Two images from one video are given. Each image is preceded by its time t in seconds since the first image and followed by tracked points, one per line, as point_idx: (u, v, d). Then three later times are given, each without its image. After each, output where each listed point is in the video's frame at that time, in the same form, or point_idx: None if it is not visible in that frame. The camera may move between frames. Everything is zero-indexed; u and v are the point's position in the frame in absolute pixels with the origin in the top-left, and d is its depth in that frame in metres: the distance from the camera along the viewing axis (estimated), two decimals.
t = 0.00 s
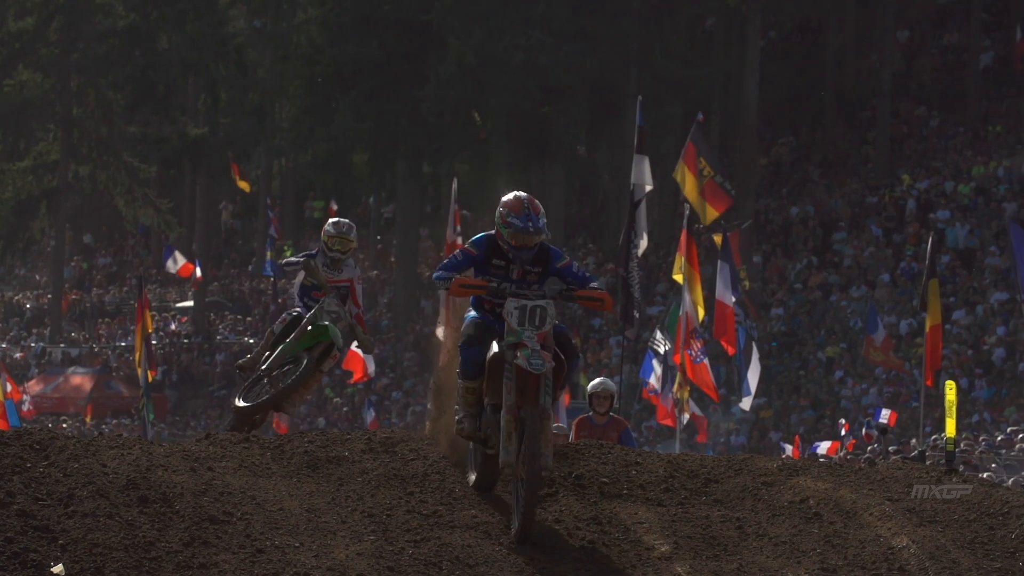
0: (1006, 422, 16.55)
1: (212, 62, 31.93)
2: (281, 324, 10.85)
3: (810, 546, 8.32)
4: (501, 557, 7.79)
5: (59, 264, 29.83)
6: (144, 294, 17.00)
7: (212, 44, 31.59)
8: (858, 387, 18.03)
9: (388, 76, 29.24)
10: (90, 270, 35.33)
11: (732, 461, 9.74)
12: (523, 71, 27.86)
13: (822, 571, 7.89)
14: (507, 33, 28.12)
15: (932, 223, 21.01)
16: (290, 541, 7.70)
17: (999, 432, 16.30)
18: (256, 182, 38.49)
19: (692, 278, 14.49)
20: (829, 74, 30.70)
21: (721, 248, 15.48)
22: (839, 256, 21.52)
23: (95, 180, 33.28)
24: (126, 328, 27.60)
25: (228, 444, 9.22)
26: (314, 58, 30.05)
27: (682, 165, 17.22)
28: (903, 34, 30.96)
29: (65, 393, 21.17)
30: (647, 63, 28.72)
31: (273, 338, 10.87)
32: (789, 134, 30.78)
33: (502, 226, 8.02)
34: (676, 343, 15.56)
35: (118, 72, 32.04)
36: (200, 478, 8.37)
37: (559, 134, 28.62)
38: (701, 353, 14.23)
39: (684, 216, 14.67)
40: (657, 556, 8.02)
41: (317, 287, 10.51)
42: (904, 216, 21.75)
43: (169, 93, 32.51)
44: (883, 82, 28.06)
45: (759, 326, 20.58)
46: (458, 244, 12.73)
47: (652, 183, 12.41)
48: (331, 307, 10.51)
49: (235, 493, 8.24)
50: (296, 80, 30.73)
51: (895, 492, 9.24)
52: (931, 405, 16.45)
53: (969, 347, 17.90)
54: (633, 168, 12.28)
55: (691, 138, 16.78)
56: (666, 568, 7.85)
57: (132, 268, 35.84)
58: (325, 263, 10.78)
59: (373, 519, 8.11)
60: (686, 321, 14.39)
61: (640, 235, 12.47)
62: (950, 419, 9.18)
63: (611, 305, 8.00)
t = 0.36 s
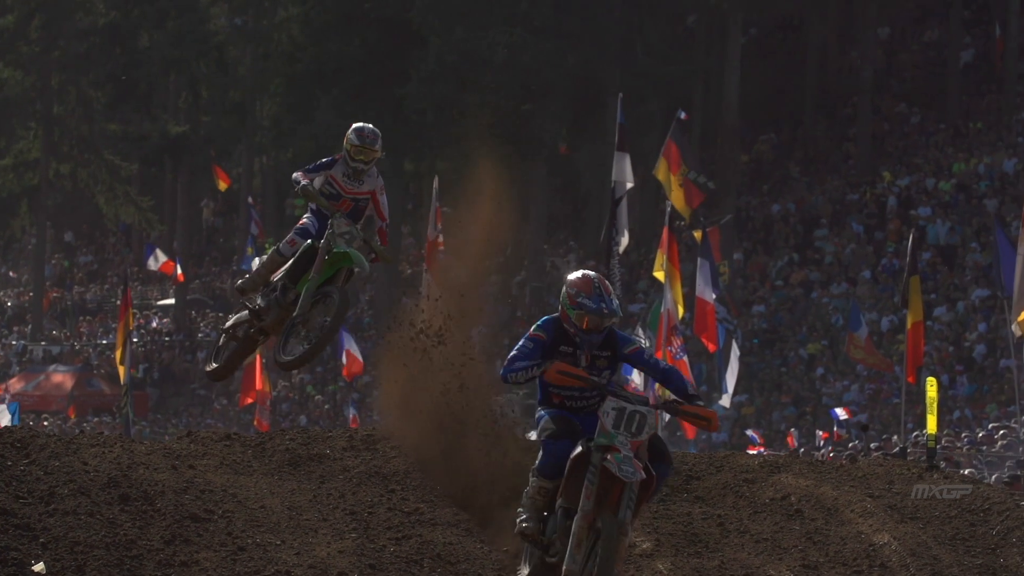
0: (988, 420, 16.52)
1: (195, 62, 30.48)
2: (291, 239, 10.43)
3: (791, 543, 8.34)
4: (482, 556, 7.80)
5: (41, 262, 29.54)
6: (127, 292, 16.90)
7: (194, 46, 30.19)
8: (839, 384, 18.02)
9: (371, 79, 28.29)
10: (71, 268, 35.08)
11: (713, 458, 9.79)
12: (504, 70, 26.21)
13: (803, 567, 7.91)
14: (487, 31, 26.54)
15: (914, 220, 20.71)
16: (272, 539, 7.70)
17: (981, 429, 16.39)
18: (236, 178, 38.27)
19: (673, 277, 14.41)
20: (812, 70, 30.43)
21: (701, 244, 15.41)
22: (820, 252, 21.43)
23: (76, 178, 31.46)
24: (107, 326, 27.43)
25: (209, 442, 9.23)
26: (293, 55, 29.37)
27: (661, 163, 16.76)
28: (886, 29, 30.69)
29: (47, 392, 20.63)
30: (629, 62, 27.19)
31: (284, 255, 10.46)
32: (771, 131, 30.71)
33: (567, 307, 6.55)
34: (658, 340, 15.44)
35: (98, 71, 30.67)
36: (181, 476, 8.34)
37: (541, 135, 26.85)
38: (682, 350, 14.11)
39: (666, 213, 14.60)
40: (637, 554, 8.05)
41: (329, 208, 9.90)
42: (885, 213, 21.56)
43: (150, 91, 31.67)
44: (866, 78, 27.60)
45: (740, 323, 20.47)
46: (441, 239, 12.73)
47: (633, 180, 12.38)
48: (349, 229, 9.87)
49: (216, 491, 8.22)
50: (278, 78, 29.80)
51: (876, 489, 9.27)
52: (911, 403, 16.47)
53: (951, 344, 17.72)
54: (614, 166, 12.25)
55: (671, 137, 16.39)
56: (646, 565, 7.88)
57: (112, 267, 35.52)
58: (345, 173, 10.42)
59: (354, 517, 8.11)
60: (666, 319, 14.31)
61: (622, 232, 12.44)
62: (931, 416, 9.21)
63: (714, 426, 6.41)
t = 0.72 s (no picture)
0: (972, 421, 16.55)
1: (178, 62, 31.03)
2: (302, 201, 10.05)
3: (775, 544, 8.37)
4: (467, 557, 7.81)
5: (26, 262, 29.34)
6: (114, 292, 16.87)
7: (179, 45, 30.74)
8: (824, 384, 18.04)
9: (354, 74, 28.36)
10: (56, 269, 34.88)
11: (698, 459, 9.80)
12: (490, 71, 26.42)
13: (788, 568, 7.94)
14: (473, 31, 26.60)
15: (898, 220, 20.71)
16: (256, 540, 7.69)
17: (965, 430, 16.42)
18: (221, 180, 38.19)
19: (658, 277, 14.41)
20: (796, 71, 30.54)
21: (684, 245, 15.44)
22: (805, 254, 21.46)
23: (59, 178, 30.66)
24: (92, 328, 27.30)
25: (194, 443, 9.21)
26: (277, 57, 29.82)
27: (644, 163, 16.74)
28: (870, 31, 30.85)
29: (31, 392, 20.55)
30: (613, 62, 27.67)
31: (294, 218, 10.10)
32: (756, 132, 30.80)
33: (665, 390, 5.91)
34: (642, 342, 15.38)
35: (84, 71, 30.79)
36: (165, 477, 8.30)
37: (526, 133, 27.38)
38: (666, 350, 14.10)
39: (651, 213, 14.61)
40: (624, 554, 8.06)
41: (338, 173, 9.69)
42: (870, 214, 21.67)
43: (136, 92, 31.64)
44: (850, 81, 27.96)
45: (724, 325, 20.47)
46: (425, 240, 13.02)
47: (618, 181, 12.40)
48: (362, 190, 9.69)
49: (201, 492, 8.19)
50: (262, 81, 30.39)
51: (860, 490, 9.30)
52: (895, 404, 16.52)
53: (936, 345, 17.73)
54: (599, 167, 12.30)
55: (655, 136, 16.34)
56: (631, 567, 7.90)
57: (97, 267, 35.31)
58: (357, 131, 10.01)
59: (339, 518, 8.10)
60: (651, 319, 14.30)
61: (607, 234, 12.46)
62: (915, 417, 9.27)
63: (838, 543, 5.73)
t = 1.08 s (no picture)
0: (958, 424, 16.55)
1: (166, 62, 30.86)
2: (310, 196, 9.82)
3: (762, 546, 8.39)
4: (453, 558, 7.81)
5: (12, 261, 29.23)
6: (104, 293, 16.82)
7: (167, 45, 30.60)
8: (811, 386, 18.05)
9: (343, 74, 28.32)
10: (44, 269, 34.78)
11: (686, 460, 9.81)
12: (477, 73, 26.53)
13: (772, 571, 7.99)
14: (462, 32, 26.74)
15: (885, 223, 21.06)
16: (243, 540, 7.68)
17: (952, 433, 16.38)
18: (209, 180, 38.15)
19: (645, 278, 14.41)
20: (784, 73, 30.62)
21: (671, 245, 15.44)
22: (792, 256, 21.51)
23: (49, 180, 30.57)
24: (78, 327, 27.21)
25: (180, 443, 9.21)
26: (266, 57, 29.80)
27: (632, 161, 16.77)
28: (858, 32, 30.91)
29: (18, 392, 20.48)
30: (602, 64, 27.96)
31: (304, 214, 9.90)
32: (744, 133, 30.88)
33: (804, 497, 5.05)
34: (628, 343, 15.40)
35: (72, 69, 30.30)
36: (152, 476, 8.28)
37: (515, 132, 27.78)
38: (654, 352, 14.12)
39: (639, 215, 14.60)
40: (610, 556, 8.07)
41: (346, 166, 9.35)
42: (857, 216, 21.81)
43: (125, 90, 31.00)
44: (838, 82, 27.86)
45: (711, 326, 20.46)
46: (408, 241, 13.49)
47: (605, 183, 12.47)
48: (370, 182, 9.35)
49: (188, 492, 8.17)
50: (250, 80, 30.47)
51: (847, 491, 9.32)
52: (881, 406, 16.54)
53: (923, 347, 17.75)
54: (587, 168, 12.30)
55: (643, 137, 16.35)
56: (618, 568, 7.90)
57: (86, 266, 35.25)
58: (365, 120, 9.76)
59: (325, 519, 8.09)
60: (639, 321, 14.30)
61: (594, 235, 12.54)
62: (902, 419, 9.25)
63: None
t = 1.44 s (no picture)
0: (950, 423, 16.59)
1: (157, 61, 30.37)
2: (316, 210, 9.93)
3: (753, 544, 8.39)
4: (443, 557, 7.80)
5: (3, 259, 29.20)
6: (96, 290, 16.80)
7: (157, 44, 30.11)
8: (802, 384, 18.07)
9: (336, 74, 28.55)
10: (36, 267, 34.75)
11: (677, 458, 9.81)
12: (470, 72, 26.73)
13: (764, 569, 8.00)
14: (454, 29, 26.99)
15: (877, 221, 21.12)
16: (234, 538, 7.68)
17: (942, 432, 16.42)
18: (201, 180, 38.17)
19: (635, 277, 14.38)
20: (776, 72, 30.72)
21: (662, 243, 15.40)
22: (783, 255, 21.58)
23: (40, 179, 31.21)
24: (70, 326, 27.18)
25: (172, 441, 9.21)
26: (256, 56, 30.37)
27: (623, 161, 16.68)
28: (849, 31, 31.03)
29: (8, 391, 20.40)
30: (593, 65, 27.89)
31: (311, 229, 9.99)
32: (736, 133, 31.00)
33: (930, 561, 4.34)
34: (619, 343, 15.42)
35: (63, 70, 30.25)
36: (143, 474, 8.28)
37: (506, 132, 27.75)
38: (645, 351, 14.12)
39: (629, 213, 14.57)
40: (602, 554, 8.05)
41: (352, 175, 9.33)
42: (848, 215, 21.90)
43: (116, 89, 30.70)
44: (829, 81, 27.95)
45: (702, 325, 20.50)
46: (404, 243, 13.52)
47: (595, 181, 12.47)
48: (376, 190, 9.38)
49: (179, 489, 8.16)
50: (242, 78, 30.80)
51: (838, 489, 9.33)
52: (873, 404, 16.60)
53: (914, 346, 17.86)
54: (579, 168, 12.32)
55: (633, 136, 16.26)
56: (609, 568, 7.87)
57: (77, 266, 35.22)
58: (372, 125, 9.71)
59: (316, 517, 8.09)
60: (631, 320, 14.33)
61: (585, 233, 12.50)
62: (892, 417, 9.27)
63: None
